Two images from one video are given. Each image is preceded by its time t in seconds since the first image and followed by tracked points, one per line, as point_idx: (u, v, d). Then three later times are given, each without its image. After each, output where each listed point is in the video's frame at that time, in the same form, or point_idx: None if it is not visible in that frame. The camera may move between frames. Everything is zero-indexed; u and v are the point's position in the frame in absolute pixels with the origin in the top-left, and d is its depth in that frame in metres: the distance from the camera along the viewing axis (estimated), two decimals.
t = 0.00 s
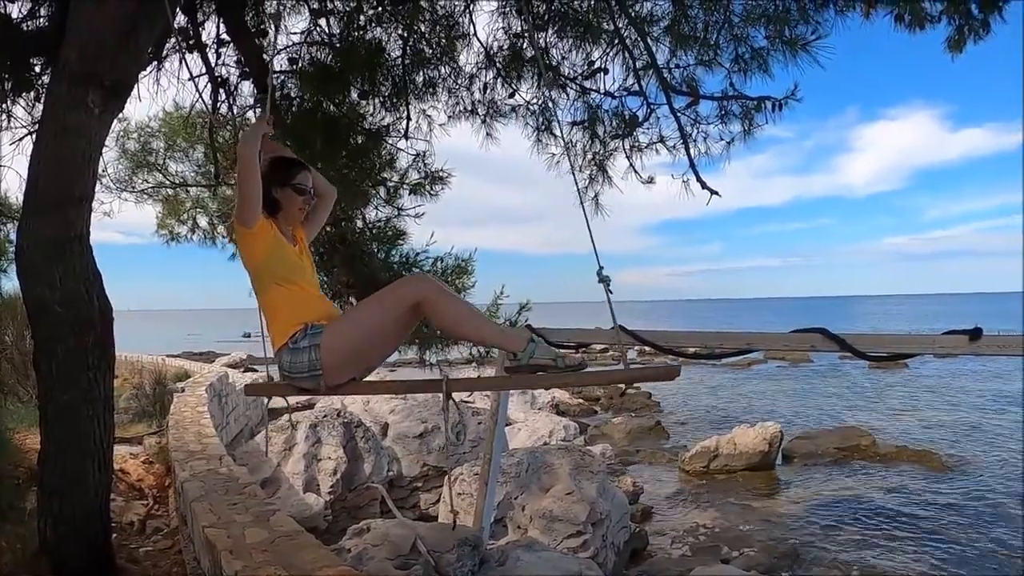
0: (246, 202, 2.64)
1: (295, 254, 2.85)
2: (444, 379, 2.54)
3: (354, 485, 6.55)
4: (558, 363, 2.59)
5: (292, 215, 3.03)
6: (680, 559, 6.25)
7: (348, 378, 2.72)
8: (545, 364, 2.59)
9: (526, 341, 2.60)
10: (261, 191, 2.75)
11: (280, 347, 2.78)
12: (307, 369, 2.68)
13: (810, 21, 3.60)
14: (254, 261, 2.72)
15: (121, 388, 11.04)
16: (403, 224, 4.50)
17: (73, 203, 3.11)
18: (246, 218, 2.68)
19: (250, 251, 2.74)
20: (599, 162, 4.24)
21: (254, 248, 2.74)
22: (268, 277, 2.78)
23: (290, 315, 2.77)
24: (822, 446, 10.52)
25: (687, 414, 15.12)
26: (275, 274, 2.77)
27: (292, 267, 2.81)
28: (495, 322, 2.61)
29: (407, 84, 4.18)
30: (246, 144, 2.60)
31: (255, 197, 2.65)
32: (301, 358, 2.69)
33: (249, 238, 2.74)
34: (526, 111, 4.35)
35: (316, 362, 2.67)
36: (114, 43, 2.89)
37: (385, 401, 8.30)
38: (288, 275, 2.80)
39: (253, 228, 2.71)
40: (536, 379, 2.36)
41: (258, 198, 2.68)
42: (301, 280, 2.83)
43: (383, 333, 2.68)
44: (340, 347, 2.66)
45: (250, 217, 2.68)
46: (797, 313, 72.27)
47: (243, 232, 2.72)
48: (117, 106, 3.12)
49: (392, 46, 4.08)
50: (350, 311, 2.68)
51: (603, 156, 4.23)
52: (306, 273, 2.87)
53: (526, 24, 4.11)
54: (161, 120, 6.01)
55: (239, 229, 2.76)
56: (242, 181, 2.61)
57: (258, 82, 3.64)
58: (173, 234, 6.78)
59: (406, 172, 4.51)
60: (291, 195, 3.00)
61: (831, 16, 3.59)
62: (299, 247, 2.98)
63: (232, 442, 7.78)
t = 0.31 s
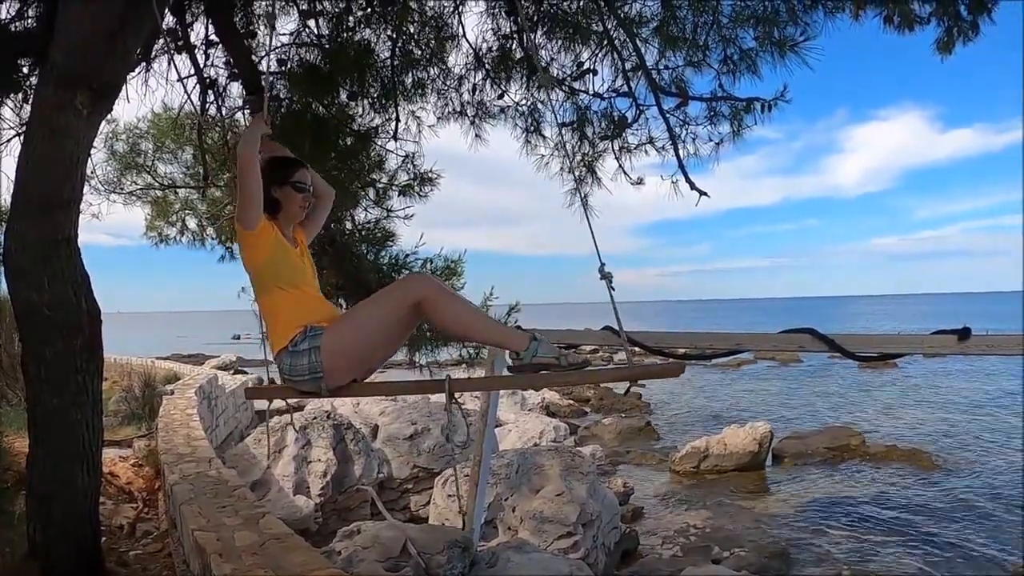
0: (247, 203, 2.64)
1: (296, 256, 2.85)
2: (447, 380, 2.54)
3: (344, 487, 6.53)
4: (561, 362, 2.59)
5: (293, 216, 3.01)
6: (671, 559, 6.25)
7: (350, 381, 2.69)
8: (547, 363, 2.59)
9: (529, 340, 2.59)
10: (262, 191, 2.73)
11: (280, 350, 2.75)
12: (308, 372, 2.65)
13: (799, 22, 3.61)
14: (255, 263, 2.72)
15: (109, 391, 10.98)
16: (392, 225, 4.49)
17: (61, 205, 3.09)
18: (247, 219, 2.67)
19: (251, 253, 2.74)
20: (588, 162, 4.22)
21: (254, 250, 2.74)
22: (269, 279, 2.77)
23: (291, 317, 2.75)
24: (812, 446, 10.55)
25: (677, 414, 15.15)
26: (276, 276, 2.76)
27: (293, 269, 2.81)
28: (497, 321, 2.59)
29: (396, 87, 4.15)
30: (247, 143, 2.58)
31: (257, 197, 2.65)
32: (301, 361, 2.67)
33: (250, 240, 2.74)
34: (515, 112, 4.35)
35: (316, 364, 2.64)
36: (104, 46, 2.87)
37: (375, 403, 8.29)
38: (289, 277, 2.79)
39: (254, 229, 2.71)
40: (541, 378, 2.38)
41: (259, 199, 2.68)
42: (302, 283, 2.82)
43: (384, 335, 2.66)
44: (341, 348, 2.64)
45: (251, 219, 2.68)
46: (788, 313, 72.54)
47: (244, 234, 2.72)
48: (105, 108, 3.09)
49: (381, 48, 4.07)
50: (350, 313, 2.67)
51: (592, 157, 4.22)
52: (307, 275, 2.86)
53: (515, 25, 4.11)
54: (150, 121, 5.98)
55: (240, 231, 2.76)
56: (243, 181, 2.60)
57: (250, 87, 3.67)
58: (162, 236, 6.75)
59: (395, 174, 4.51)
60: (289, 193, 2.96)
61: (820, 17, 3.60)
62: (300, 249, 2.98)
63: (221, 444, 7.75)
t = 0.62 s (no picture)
0: (251, 203, 2.61)
1: (297, 256, 2.82)
2: (443, 380, 2.55)
3: (339, 487, 6.52)
4: (556, 360, 2.60)
5: (293, 215, 3.00)
6: (666, 558, 6.25)
7: (345, 380, 2.69)
8: (542, 362, 2.60)
9: (524, 340, 2.61)
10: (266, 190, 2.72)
11: (277, 350, 2.74)
12: (304, 372, 2.64)
13: (792, 21, 3.61)
14: (256, 263, 2.69)
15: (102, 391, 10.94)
16: (386, 224, 4.48)
17: (54, 205, 3.08)
18: (250, 218, 2.64)
19: (251, 253, 2.70)
20: (581, 161, 4.22)
21: (255, 249, 2.70)
22: (268, 279, 2.74)
23: (288, 318, 2.73)
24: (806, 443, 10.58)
25: (671, 413, 15.18)
26: (276, 276, 2.73)
27: (293, 269, 2.78)
28: (493, 322, 2.61)
29: (390, 85, 4.14)
30: (254, 141, 2.58)
31: (260, 196, 2.62)
32: (297, 360, 2.65)
33: (251, 239, 2.71)
34: (508, 111, 4.34)
35: (312, 364, 2.63)
36: (98, 46, 2.86)
37: (369, 402, 8.28)
38: (289, 278, 2.77)
39: (257, 228, 2.68)
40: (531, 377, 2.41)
41: (262, 197, 2.65)
42: (302, 283, 2.80)
43: (379, 334, 2.66)
44: (337, 348, 2.63)
45: (255, 219, 2.66)
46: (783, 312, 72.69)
47: (246, 233, 2.69)
48: (98, 108, 3.08)
49: (374, 47, 4.06)
50: (346, 313, 2.66)
51: (586, 156, 4.21)
52: (307, 275, 2.84)
53: (508, 24, 4.10)
54: (143, 121, 5.96)
55: (242, 230, 2.73)
56: (249, 179, 2.59)
57: (242, 88, 3.67)
58: (155, 236, 6.73)
59: (389, 173, 4.51)
60: (289, 193, 2.95)
61: (813, 16, 3.60)
62: (300, 249, 2.96)
63: (215, 445, 7.73)
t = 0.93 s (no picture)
0: (253, 204, 2.59)
1: (293, 257, 2.80)
2: (431, 379, 2.54)
3: (336, 486, 6.51)
4: (542, 362, 2.62)
5: (291, 215, 2.99)
6: (664, 556, 6.25)
7: (336, 380, 2.69)
8: (529, 363, 2.61)
9: (510, 340, 2.62)
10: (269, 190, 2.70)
11: (269, 351, 2.74)
12: (296, 372, 2.65)
13: (789, 20, 3.61)
14: (254, 264, 2.67)
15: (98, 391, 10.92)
16: (383, 224, 4.49)
17: (50, 205, 3.06)
18: (251, 218, 2.63)
19: (248, 253, 2.68)
20: (578, 160, 4.23)
21: (254, 249, 2.69)
22: (264, 280, 2.72)
23: (281, 319, 2.72)
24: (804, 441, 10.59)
25: (668, 412, 15.18)
26: (272, 277, 2.72)
27: (290, 271, 2.77)
28: (485, 324, 2.59)
29: (387, 84, 4.13)
30: (259, 141, 2.56)
31: (264, 198, 2.61)
32: (289, 361, 2.66)
33: (250, 240, 2.68)
34: (505, 110, 4.34)
35: (304, 365, 2.63)
36: (94, 47, 2.85)
37: (366, 401, 8.27)
38: (285, 278, 2.76)
39: (257, 229, 2.66)
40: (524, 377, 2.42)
41: (265, 198, 2.64)
42: (297, 285, 2.78)
43: (369, 334, 2.63)
44: (329, 348, 2.62)
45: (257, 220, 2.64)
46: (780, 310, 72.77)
47: (245, 233, 2.66)
48: (94, 107, 3.08)
49: (371, 46, 4.05)
50: (339, 312, 2.64)
51: (583, 155, 4.21)
52: (302, 277, 2.83)
53: (505, 22, 4.08)
54: (139, 121, 5.95)
55: (241, 229, 2.71)
56: (254, 179, 2.58)
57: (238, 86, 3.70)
58: (152, 235, 6.71)
59: (386, 172, 4.50)
60: (288, 193, 2.94)
61: (810, 15, 3.60)
62: (296, 249, 2.95)
63: (212, 444, 7.71)
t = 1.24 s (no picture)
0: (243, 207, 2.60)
1: (279, 259, 2.81)
2: (411, 379, 2.51)
3: (332, 485, 6.50)
4: (519, 362, 2.58)
5: (278, 217, 2.98)
6: (660, 555, 6.26)
7: (320, 378, 2.67)
8: (507, 364, 2.57)
9: (489, 343, 2.61)
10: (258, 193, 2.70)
11: (254, 351, 2.74)
12: (281, 372, 2.64)
13: (786, 19, 3.60)
14: (241, 266, 2.67)
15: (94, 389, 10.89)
16: (379, 222, 4.50)
17: (46, 203, 3.05)
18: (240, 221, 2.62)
19: (236, 255, 2.68)
20: (575, 159, 4.25)
21: (241, 252, 2.69)
22: (251, 281, 2.73)
23: (267, 319, 2.74)
24: (800, 440, 10.60)
25: (665, 411, 15.19)
26: (259, 279, 2.73)
27: (276, 272, 2.78)
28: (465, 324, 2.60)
29: (383, 82, 4.12)
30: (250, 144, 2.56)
31: (252, 202, 2.62)
32: (274, 361, 2.66)
33: (238, 241, 2.68)
34: (501, 108, 4.33)
35: (288, 364, 2.62)
36: (89, 46, 2.83)
37: (362, 400, 8.25)
38: (271, 280, 2.76)
39: (245, 231, 2.66)
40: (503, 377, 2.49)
41: (254, 202, 2.64)
42: (283, 286, 2.80)
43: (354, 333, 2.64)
44: (314, 344, 2.62)
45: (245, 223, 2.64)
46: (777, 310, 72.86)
47: (234, 234, 2.66)
48: (89, 105, 3.06)
49: (367, 44, 4.04)
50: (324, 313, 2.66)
51: (580, 154, 4.22)
52: (288, 278, 2.85)
53: (502, 20, 4.06)
54: (135, 118, 5.93)
55: (228, 231, 2.70)
56: (244, 183, 2.57)
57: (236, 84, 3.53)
58: (148, 234, 6.70)
59: (382, 171, 4.49)
60: (275, 196, 2.93)
61: (807, 14, 3.59)
62: (282, 252, 2.96)
63: (208, 443, 7.70)
